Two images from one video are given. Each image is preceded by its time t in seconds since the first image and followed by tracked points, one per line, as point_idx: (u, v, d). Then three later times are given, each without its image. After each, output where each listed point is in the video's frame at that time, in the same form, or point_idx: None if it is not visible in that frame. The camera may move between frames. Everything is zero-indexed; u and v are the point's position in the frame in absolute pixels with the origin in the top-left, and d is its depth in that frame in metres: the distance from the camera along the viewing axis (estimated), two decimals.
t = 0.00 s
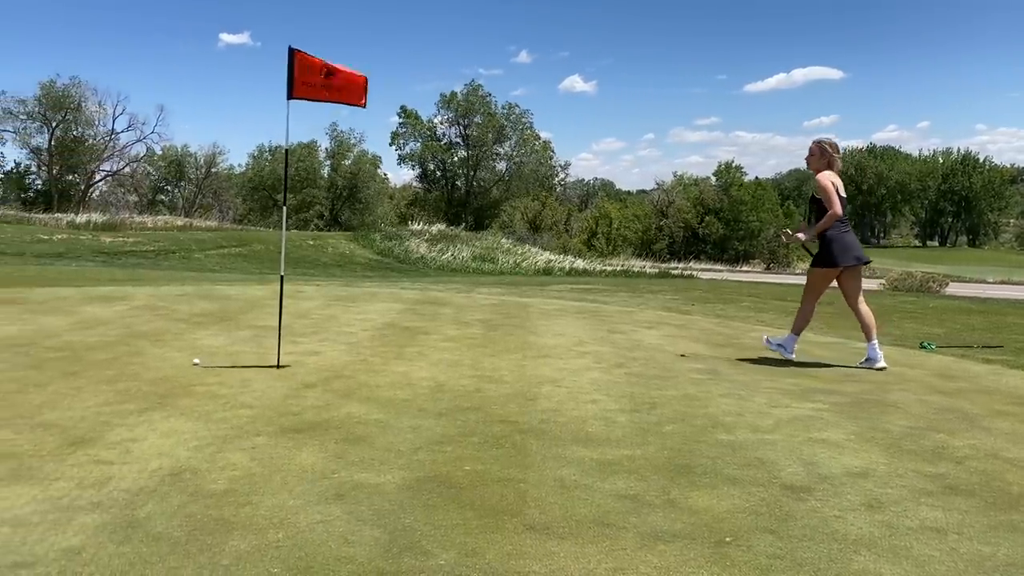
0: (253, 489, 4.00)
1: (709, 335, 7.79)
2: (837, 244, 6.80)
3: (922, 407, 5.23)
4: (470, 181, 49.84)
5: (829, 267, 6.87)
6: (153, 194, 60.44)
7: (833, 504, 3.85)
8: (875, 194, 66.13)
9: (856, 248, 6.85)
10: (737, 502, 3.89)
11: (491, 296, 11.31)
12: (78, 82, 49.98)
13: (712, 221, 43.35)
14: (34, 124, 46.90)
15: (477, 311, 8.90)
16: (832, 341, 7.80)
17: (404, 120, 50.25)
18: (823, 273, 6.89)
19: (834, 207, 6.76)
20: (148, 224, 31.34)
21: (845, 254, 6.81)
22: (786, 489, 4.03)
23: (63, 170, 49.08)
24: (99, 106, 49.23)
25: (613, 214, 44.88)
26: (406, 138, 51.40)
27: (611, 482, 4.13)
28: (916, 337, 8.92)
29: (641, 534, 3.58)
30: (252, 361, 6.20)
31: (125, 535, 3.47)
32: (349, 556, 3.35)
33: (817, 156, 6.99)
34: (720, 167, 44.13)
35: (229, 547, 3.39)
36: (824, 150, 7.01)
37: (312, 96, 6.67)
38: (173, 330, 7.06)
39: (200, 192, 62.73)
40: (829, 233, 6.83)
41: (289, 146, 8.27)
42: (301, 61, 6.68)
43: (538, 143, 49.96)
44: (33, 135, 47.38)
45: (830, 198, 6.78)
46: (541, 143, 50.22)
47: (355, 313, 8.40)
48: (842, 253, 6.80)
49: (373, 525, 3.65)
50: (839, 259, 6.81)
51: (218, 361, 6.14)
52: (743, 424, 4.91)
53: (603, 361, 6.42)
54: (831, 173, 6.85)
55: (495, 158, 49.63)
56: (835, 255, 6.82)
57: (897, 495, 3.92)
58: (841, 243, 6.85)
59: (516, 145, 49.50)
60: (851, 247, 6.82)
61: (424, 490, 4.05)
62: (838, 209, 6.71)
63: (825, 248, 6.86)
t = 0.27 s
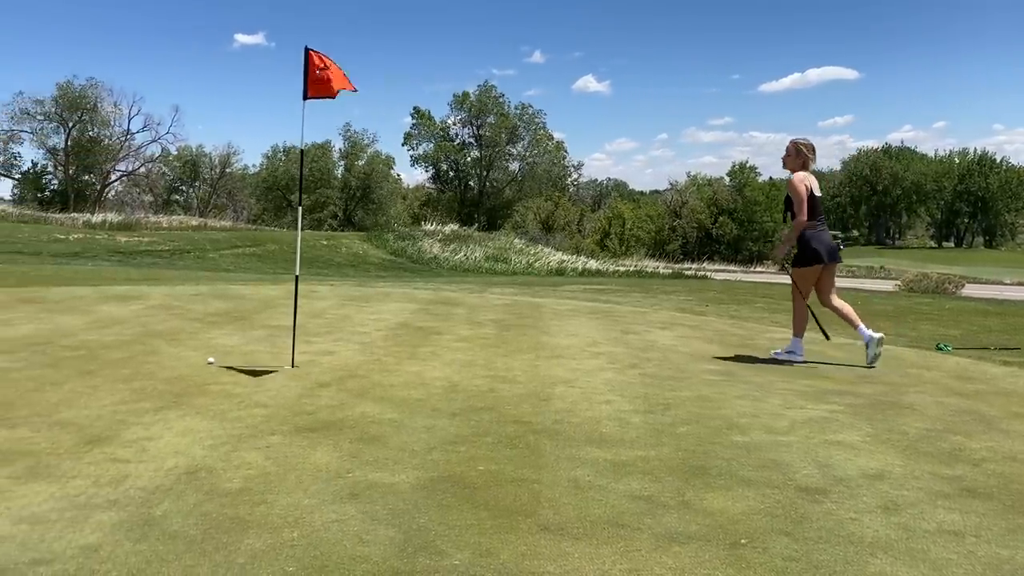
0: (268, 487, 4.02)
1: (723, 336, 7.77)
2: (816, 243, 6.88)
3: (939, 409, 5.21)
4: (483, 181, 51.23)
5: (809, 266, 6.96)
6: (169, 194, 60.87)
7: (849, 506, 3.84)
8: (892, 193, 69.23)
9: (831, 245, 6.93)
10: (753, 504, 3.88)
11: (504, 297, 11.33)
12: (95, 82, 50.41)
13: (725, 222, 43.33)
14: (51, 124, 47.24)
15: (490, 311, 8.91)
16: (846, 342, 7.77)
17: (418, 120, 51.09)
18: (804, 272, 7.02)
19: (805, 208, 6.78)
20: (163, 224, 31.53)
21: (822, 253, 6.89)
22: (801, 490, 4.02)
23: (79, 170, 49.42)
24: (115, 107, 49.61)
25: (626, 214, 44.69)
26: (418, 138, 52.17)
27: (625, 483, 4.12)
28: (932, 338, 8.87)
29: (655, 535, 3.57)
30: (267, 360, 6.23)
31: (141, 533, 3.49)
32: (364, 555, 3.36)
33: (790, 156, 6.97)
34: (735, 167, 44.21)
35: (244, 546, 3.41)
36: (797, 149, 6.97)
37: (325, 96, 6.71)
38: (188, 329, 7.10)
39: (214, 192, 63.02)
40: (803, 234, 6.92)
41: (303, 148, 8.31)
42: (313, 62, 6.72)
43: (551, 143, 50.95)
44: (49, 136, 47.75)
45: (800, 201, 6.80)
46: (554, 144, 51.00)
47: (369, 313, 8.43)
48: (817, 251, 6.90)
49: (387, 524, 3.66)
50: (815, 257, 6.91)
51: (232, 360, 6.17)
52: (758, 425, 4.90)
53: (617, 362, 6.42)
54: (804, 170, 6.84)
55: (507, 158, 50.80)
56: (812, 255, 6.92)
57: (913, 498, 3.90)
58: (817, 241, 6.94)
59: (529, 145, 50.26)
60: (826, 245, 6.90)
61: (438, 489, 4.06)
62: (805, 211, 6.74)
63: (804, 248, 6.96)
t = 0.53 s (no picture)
0: (283, 487, 4.04)
1: (737, 338, 7.75)
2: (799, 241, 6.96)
3: (955, 411, 5.18)
4: (496, 182, 51.72)
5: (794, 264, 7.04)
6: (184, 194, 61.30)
7: (865, 508, 3.82)
8: (907, 195, 70.41)
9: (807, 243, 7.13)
10: (768, 505, 3.87)
11: (518, 297, 11.34)
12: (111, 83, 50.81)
13: (740, 223, 43.13)
14: (68, 125, 47.69)
15: (503, 312, 8.93)
16: (862, 344, 7.73)
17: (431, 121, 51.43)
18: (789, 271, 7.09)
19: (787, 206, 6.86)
20: (178, 224, 31.75)
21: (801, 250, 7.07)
22: (816, 493, 4.00)
23: (95, 170, 49.80)
24: (131, 108, 49.96)
25: (640, 215, 44.89)
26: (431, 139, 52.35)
27: (639, 484, 4.12)
28: (948, 340, 8.80)
29: (670, 537, 3.56)
30: (281, 360, 6.26)
31: (158, 531, 3.52)
32: (378, 555, 3.37)
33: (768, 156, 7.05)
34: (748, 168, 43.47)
35: (260, 545, 3.42)
36: (773, 149, 7.05)
37: (340, 96, 6.74)
38: (203, 328, 7.15)
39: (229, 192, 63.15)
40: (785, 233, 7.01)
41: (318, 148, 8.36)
42: (329, 62, 6.75)
43: (564, 143, 51.39)
44: (66, 137, 48.20)
45: (783, 200, 6.89)
46: (567, 144, 51.62)
47: (383, 313, 8.46)
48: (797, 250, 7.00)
49: (402, 524, 3.67)
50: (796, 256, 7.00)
51: (247, 360, 6.21)
52: (772, 427, 4.90)
53: (630, 363, 6.42)
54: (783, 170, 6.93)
55: (520, 158, 51.34)
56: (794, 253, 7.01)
57: (930, 501, 3.88)
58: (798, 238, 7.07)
59: (542, 146, 50.99)
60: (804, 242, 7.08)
61: (452, 489, 4.07)
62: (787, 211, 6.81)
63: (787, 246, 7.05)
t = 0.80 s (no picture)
0: (297, 486, 4.05)
1: (752, 339, 7.73)
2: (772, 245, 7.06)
3: (972, 414, 5.14)
4: (509, 182, 51.86)
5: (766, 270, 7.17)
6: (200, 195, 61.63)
7: (880, 511, 3.79)
8: (923, 196, 71.10)
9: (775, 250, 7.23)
10: (782, 508, 3.84)
11: (531, 298, 11.34)
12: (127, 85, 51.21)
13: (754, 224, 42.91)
14: (84, 126, 48.20)
15: (516, 313, 8.93)
16: (876, 345, 7.69)
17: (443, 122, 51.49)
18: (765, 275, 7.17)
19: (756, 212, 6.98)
20: (193, 224, 31.95)
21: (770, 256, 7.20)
22: (831, 495, 3.98)
23: (111, 171, 50.14)
24: (146, 109, 50.28)
25: (653, 216, 44.11)
26: (444, 140, 52.51)
27: (652, 485, 4.10)
28: (965, 343, 8.74)
29: (684, 538, 3.55)
30: (295, 360, 6.29)
31: (173, 530, 3.53)
32: (391, 554, 3.38)
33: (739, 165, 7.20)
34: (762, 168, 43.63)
35: (274, 544, 3.43)
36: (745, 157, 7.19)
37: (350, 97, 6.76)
38: (217, 328, 7.19)
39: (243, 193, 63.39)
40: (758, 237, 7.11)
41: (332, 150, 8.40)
42: (339, 63, 6.79)
43: (578, 145, 51.65)
44: (82, 138, 48.69)
45: (752, 205, 7.01)
46: (581, 145, 51.80)
47: (396, 314, 8.49)
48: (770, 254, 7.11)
49: (415, 524, 3.67)
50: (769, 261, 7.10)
51: (261, 359, 6.25)
52: (787, 429, 4.88)
53: (643, 364, 6.41)
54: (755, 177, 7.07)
55: (533, 159, 51.52)
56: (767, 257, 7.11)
57: (946, 504, 3.85)
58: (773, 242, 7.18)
59: (556, 146, 51.22)
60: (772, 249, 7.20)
61: (465, 490, 4.07)
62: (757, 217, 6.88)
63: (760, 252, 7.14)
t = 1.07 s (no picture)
0: (309, 485, 4.06)
1: (765, 340, 7.70)
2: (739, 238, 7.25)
3: (987, 416, 5.11)
4: (521, 183, 51.92)
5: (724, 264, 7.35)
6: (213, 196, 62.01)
7: (895, 513, 3.76)
8: (938, 197, 71.23)
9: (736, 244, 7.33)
10: (796, 509, 3.83)
11: (544, 299, 11.34)
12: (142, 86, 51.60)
13: (767, 225, 42.73)
14: (98, 126, 48.62)
15: (528, 313, 8.94)
16: (891, 347, 7.64)
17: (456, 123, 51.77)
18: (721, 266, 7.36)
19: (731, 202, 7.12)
20: (207, 224, 32.14)
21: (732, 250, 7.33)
22: (845, 497, 3.95)
23: (125, 172, 50.50)
24: (161, 110, 50.60)
25: (665, 216, 44.46)
26: (457, 141, 52.64)
27: (665, 487, 4.09)
28: (981, 344, 8.67)
29: (697, 540, 3.53)
30: (308, 360, 6.31)
31: (187, 528, 3.54)
32: (404, 554, 3.38)
33: (714, 152, 7.19)
34: (776, 169, 43.36)
35: (287, 543, 3.43)
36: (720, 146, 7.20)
37: (371, 99, 6.78)
38: (231, 328, 7.23)
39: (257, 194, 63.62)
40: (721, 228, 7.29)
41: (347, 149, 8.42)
42: (359, 65, 6.80)
43: (590, 145, 51.66)
44: (97, 138, 49.12)
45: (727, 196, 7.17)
46: (594, 145, 51.72)
47: (408, 314, 8.51)
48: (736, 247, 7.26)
49: (427, 524, 3.67)
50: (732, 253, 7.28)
51: (275, 359, 6.28)
52: (800, 430, 4.86)
53: (656, 365, 6.40)
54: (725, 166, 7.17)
55: (545, 159, 51.63)
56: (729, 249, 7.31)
57: (962, 506, 3.82)
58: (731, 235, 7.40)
59: (568, 147, 51.27)
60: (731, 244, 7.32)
61: (478, 490, 4.07)
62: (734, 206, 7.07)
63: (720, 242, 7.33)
